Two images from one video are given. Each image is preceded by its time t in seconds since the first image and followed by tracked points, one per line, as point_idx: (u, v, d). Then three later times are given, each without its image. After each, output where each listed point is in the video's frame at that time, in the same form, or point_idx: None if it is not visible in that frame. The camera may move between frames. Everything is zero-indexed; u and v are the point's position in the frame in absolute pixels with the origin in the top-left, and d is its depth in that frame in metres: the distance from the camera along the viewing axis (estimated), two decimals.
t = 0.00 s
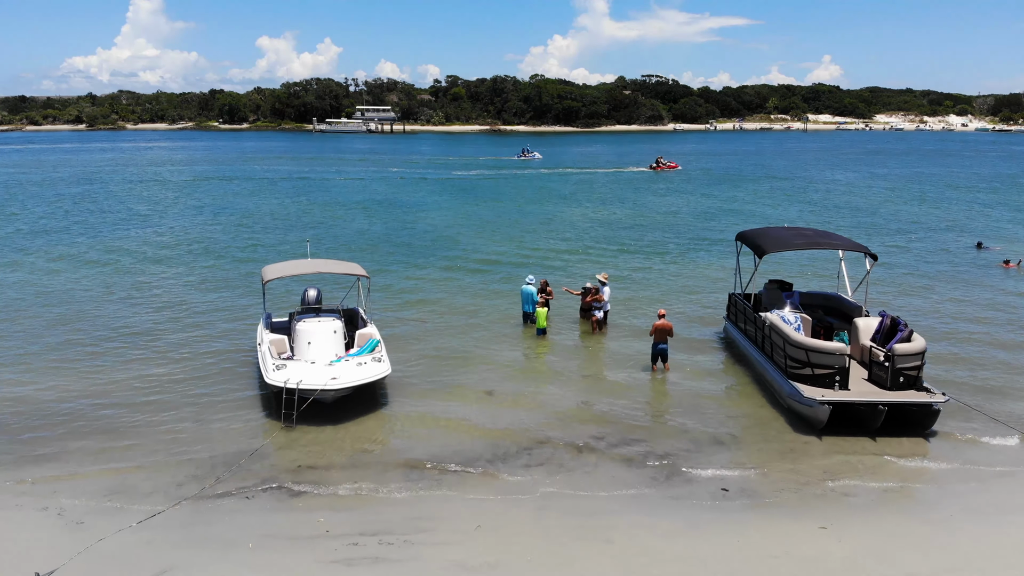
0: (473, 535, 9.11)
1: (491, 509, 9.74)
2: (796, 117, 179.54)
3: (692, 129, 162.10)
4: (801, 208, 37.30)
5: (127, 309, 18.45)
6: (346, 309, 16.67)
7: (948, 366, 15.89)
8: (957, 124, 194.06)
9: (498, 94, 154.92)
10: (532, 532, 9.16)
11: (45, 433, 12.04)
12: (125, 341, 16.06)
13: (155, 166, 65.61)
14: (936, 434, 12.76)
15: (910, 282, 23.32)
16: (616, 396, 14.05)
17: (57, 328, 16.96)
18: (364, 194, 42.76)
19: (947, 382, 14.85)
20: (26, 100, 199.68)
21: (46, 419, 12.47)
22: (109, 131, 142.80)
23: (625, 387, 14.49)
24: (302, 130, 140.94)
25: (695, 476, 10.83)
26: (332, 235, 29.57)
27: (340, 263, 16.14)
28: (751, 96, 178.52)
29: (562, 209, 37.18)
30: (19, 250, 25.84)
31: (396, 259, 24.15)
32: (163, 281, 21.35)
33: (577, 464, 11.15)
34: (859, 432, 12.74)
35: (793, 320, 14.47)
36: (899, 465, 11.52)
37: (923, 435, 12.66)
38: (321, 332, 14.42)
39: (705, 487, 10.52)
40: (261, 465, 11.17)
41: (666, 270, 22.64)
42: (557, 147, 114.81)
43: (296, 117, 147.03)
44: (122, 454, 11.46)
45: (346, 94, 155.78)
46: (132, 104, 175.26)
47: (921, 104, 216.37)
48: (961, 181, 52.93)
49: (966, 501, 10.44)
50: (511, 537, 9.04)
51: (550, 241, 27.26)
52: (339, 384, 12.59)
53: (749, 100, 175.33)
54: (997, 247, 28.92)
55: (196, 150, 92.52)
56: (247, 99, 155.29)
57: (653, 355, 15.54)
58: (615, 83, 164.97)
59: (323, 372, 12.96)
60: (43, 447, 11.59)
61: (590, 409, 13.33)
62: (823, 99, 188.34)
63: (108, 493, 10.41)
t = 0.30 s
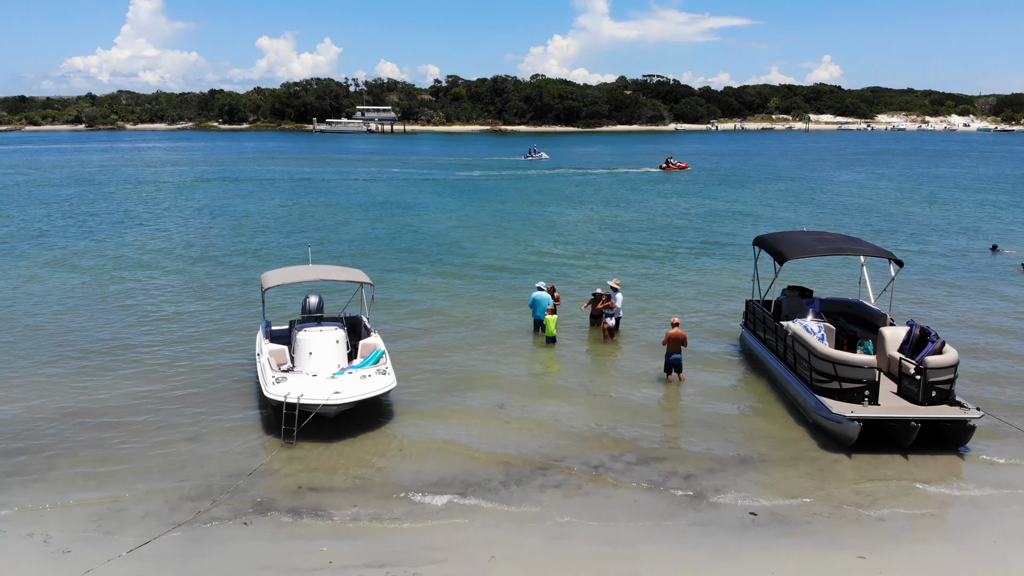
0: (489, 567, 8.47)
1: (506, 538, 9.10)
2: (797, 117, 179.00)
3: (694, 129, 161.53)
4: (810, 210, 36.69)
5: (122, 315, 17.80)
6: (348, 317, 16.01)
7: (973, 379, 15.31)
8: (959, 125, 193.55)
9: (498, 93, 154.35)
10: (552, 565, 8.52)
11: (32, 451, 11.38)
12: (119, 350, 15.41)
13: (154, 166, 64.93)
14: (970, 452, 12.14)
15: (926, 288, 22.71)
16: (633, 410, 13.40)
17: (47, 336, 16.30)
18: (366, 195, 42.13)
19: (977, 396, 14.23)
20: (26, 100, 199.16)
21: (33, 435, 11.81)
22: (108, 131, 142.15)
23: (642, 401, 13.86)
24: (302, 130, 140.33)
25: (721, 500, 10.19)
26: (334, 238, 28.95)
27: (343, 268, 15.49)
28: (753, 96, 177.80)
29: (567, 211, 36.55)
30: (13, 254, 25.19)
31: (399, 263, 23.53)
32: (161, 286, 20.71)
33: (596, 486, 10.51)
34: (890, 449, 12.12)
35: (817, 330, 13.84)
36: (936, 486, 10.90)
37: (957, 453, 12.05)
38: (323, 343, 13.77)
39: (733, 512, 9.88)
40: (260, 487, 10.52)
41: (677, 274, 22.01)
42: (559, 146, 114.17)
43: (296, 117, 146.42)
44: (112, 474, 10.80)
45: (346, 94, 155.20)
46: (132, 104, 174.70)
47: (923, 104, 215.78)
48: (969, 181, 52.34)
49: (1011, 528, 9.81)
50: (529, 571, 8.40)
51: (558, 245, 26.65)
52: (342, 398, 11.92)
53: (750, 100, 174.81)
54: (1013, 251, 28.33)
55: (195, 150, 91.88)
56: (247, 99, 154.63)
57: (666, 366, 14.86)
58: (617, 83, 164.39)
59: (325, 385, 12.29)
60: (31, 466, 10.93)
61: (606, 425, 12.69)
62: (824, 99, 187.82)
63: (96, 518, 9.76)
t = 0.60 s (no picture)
0: None
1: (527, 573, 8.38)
2: (798, 116, 178.49)
3: (695, 129, 160.97)
4: (821, 212, 36.03)
5: (116, 321, 17.09)
6: (352, 327, 15.27)
7: (1004, 393, 14.67)
8: (961, 125, 193.16)
9: (499, 93, 153.78)
10: None
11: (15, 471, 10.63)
12: (112, 359, 14.68)
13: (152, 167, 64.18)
14: (1011, 472, 11.45)
15: (946, 294, 22.08)
16: (653, 426, 12.70)
17: (36, 343, 15.54)
18: (367, 197, 41.44)
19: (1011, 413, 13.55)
20: (25, 100, 198.70)
21: (18, 453, 11.08)
22: (107, 130, 141.51)
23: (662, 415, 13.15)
24: (302, 130, 139.73)
25: (755, 529, 9.49)
26: (336, 241, 28.26)
27: (347, 275, 14.75)
28: (754, 95, 177.19)
29: (573, 213, 35.88)
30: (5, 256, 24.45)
31: (403, 268, 22.85)
32: (157, 291, 19.99)
33: (620, 512, 9.79)
34: (928, 469, 11.45)
35: (847, 341, 13.18)
36: (981, 509, 10.20)
37: (998, 473, 11.37)
38: (326, 356, 13.03)
39: (770, 543, 9.17)
40: (259, 512, 9.80)
41: (691, 280, 21.34)
42: (562, 146, 113.64)
43: (296, 117, 145.80)
44: (101, 497, 10.06)
45: (346, 94, 154.57)
46: (132, 104, 173.93)
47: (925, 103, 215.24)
48: (978, 182, 51.77)
49: None
50: None
51: (566, 248, 25.96)
52: (345, 416, 11.19)
53: (752, 100, 174.29)
54: None
55: (194, 149, 91.30)
56: (246, 99, 153.93)
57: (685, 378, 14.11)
58: (618, 83, 163.86)
59: (328, 402, 11.56)
60: (15, 488, 10.20)
61: (627, 442, 11.99)
62: (826, 99, 187.32)
63: (83, 546, 9.02)
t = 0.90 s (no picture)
0: None
1: None
2: (800, 117, 177.80)
3: (697, 129, 160.27)
4: (833, 215, 35.30)
5: (109, 329, 16.29)
6: (356, 338, 14.46)
7: None
8: (963, 125, 192.44)
9: (500, 92, 153.11)
10: None
11: None
12: (103, 371, 13.89)
13: (151, 167, 63.43)
14: None
15: (968, 301, 21.36)
16: (678, 444, 11.93)
17: (25, 352, 14.78)
18: (369, 198, 40.71)
19: None
20: (24, 99, 198.09)
21: None
22: (107, 130, 140.78)
23: (687, 433, 12.38)
24: (302, 130, 138.99)
25: (796, 565, 8.73)
26: (337, 244, 27.49)
27: (351, 284, 13.94)
28: (756, 95, 176.56)
29: (580, 216, 35.12)
30: None
31: (409, 273, 22.09)
32: (153, 296, 19.19)
33: (650, 545, 9.03)
34: (974, 493, 10.68)
35: (882, 355, 12.42)
36: None
37: None
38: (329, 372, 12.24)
39: None
40: (258, 543, 9.03)
41: (707, 288, 20.59)
42: (563, 146, 112.96)
43: (296, 117, 145.10)
44: (88, 527, 9.29)
45: (346, 95, 153.89)
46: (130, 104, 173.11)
47: (926, 104, 214.67)
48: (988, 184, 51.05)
49: None
50: None
51: (575, 253, 25.20)
52: (350, 438, 10.37)
53: (753, 100, 173.64)
54: None
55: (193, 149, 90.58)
56: (246, 98, 153.20)
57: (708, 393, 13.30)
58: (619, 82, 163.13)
59: (331, 422, 10.75)
60: None
61: (652, 464, 11.21)
62: (828, 98, 186.62)
63: None
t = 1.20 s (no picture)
0: None
1: None
2: (802, 116, 177.07)
3: (699, 128, 159.53)
4: (845, 217, 34.59)
5: (104, 341, 15.56)
6: (362, 350, 13.66)
7: None
8: (966, 125, 191.72)
9: (501, 92, 152.39)
10: None
11: None
12: (98, 387, 13.16)
13: (150, 168, 62.66)
14: None
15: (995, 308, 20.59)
16: (709, 468, 11.14)
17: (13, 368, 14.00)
18: (371, 199, 39.96)
19: None
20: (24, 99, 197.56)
21: None
22: (106, 131, 140.04)
23: (719, 453, 11.58)
24: (303, 130, 138.25)
25: None
26: (341, 247, 26.78)
27: (356, 294, 13.12)
28: (758, 95, 176.05)
29: (587, 218, 34.40)
30: None
31: (416, 279, 21.38)
32: (151, 305, 18.48)
33: None
34: None
35: (924, 370, 11.58)
36: None
37: None
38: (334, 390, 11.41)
39: None
40: None
41: (726, 295, 19.85)
42: (563, 146, 112.58)
43: (296, 117, 144.38)
44: (73, 567, 8.51)
45: (347, 95, 153.16)
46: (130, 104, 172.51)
47: (928, 103, 214.28)
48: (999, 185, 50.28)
49: None
50: None
51: (585, 258, 24.49)
52: (358, 465, 9.55)
53: (755, 100, 172.95)
54: None
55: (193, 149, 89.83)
56: (246, 98, 152.47)
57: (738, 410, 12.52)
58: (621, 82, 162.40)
59: (337, 447, 9.93)
60: None
61: (683, 489, 10.42)
62: (830, 98, 185.91)
63: None
